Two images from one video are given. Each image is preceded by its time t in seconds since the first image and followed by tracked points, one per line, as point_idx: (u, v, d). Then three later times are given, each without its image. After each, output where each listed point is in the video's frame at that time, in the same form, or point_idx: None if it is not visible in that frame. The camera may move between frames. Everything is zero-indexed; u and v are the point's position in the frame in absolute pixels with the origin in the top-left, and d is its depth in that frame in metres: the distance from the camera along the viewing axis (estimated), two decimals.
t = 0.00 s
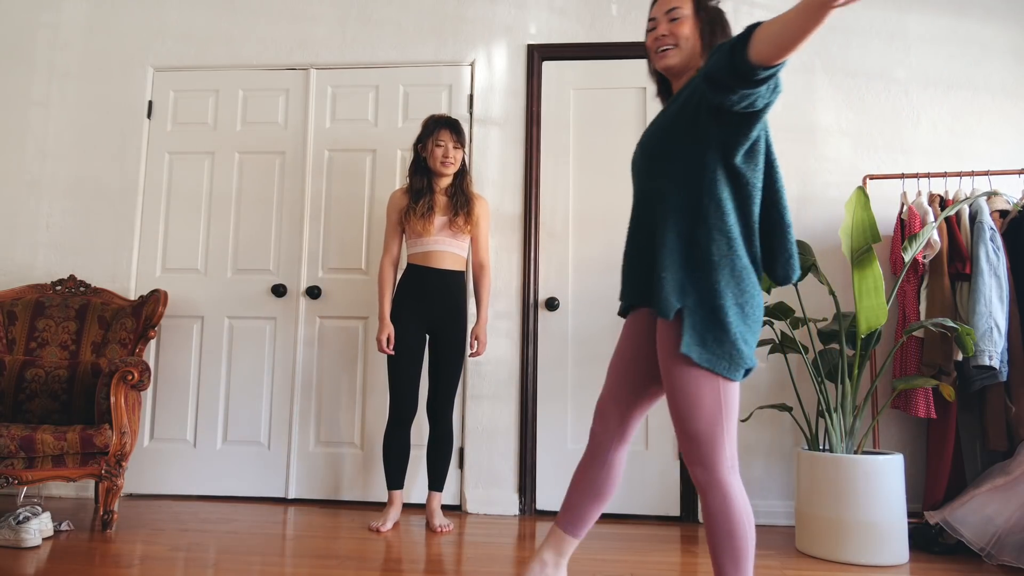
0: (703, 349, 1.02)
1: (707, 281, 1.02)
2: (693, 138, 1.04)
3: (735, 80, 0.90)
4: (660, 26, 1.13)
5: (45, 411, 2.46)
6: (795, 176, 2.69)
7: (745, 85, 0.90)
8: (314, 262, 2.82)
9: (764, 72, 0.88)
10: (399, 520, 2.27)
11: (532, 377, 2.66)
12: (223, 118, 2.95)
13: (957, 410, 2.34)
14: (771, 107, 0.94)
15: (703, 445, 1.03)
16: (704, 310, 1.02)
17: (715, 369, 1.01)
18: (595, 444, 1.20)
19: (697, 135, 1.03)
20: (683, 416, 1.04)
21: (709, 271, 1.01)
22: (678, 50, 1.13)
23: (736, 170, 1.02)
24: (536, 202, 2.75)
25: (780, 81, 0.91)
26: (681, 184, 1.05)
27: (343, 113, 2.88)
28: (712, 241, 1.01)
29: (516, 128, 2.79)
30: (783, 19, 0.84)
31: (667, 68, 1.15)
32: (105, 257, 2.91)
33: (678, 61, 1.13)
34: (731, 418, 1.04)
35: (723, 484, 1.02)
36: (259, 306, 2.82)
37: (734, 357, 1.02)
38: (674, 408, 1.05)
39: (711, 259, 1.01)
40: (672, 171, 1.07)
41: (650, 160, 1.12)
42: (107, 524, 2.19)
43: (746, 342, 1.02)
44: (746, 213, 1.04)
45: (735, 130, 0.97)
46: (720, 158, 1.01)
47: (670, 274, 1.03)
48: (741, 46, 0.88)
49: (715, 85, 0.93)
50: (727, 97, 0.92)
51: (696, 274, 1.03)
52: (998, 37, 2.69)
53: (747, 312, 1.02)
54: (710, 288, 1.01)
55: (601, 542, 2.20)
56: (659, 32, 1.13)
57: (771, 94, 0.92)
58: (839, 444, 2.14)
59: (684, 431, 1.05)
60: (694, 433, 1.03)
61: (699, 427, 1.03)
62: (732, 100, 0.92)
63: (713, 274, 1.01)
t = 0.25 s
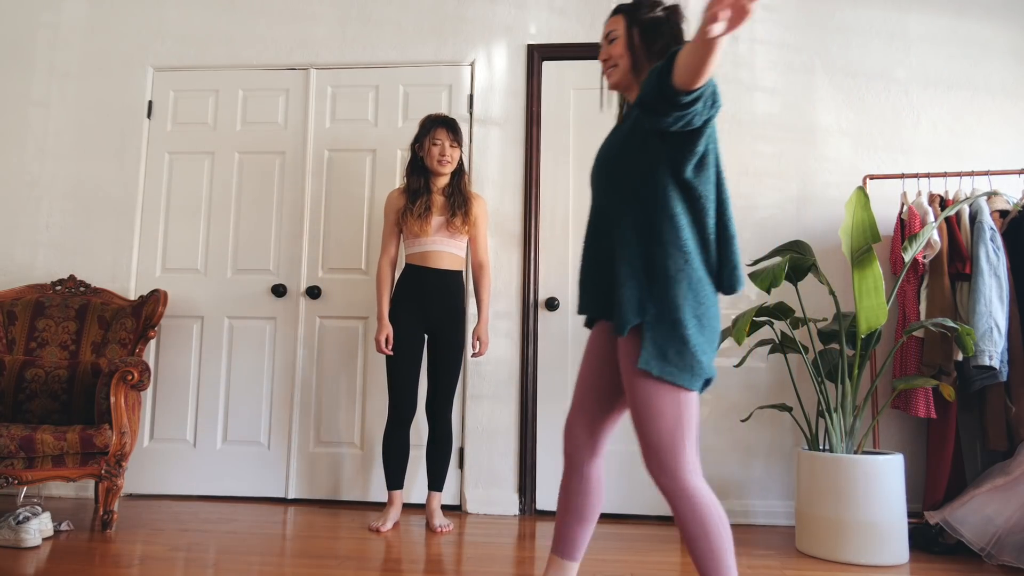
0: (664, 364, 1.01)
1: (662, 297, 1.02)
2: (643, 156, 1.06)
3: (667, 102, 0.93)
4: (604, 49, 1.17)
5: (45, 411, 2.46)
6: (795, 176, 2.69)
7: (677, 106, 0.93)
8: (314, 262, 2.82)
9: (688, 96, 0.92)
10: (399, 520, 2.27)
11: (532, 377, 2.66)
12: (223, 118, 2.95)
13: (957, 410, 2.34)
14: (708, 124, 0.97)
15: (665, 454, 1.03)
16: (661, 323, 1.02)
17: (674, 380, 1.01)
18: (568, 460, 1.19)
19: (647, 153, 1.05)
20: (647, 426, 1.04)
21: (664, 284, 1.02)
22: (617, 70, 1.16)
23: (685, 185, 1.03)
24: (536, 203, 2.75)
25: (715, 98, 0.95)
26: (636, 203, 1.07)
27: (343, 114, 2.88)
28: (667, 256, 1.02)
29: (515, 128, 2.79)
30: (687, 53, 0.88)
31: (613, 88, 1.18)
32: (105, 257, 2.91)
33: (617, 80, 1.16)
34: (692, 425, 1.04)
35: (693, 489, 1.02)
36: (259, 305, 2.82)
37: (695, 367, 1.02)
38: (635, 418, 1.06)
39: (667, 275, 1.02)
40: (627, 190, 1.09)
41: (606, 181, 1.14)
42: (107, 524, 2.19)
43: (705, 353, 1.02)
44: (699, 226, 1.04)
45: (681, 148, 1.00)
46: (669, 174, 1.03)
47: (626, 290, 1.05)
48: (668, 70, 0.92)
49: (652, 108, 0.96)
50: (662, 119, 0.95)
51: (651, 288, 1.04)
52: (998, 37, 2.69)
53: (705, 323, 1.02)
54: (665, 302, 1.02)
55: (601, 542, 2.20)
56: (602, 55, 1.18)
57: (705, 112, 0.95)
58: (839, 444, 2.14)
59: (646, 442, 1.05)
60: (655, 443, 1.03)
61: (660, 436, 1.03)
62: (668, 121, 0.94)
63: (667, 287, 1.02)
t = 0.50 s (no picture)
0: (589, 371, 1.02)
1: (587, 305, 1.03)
2: (577, 166, 1.07)
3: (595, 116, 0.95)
4: (566, 51, 1.18)
5: (45, 411, 2.46)
6: (795, 176, 2.69)
7: (604, 119, 0.95)
8: (315, 261, 2.82)
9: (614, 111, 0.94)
10: (399, 520, 2.27)
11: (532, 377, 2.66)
12: (222, 118, 2.94)
13: (957, 410, 2.34)
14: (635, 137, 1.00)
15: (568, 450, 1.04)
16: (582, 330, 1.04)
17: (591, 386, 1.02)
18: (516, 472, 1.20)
19: (580, 164, 1.07)
20: (549, 423, 1.05)
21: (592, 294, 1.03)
22: (569, 73, 1.16)
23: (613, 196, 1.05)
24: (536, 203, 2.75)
25: (639, 113, 0.98)
26: (567, 211, 1.09)
27: (343, 114, 2.88)
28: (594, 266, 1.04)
29: (516, 128, 2.79)
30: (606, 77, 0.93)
31: (565, 90, 1.19)
32: (106, 257, 2.91)
33: (567, 83, 1.16)
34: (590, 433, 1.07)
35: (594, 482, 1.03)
36: (260, 305, 2.82)
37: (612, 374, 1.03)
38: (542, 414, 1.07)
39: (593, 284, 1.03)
40: (560, 197, 1.10)
41: (546, 188, 1.16)
42: (107, 524, 2.19)
43: (628, 358, 1.04)
44: (626, 237, 1.06)
45: (609, 161, 1.02)
46: (597, 186, 1.05)
47: (552, 296, 1.06)
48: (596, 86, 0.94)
49: (583, 121, 0.97)
50: (591, 132, 0.97)
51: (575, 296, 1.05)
52: (998, 37, 2.69)
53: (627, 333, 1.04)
54: (586, 310, 1.03)
55: (602, 542, 2.20)
56: (563, 57, 1.18)
57: (631, 126, 0.98)
58: (839, 445, 2.14)
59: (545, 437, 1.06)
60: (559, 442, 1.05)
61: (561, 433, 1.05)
62: (597, 134, 0.96)
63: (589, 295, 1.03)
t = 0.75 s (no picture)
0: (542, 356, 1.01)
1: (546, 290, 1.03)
2: (550, 153, 1.07)
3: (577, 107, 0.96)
4: (536, 50, 1.17)
5: (44, 411, 2.46)
6: (795, 176, 2.69)
7: (586, 112, 0.96)
8: (315, 261, 2.82)
9: (594, 103, 0.95)
10: (399, 520, 2.27)
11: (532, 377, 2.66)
12: (223, 118, 2.95)
13: (957, 410, 2.34)
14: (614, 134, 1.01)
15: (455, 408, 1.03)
16: (529, 310, 1.03)
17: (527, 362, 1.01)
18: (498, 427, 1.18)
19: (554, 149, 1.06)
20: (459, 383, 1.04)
21: (554, 281, 1.03)
22: (542, 71, 1.16)
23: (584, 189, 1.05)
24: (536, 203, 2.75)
25: (619, 112, 0.99)
26: (535, 197, 1.08)
27: (344, 114, 2.88)
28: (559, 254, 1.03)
29: (515, 128, 2.79)
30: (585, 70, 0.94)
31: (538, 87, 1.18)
32: (106, 257, 2.91)
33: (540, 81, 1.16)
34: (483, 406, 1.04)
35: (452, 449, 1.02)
36: (260, 305, 2.82)
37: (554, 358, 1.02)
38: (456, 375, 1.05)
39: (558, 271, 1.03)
40: (530, 182, 1.10)
41: (520, 173, 1.15)
42: (107, 524, 2.20)
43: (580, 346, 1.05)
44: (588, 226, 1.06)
45: (582, 152, 1.02)
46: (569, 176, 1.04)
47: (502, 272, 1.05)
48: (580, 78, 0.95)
49: (564, 111, 0.98)
50: (572, 123, 0.97)
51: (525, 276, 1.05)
52: (997, 37, 2.69)
53: (577, 323, 1.03)
54: (540, 291, 1.03)
55: (602, 542, 2.20)
56: (533, 55, 1.17)
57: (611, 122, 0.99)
58: (839, 445, 2.14)
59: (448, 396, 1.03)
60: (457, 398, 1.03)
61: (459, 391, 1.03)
62: (577, 126, 0.97)
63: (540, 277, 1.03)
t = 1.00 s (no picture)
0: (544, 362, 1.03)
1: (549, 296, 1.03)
2: (553, 158, 1.06)
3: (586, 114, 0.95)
4: (520, 58, 1.17)
5: (45, 411, 2.46)
6: (795, 176, 2.69)
7: (595, 121, 0.95)
8: (315, 261, 2.82)
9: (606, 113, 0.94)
10: (399, 520, 2.27)
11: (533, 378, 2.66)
12: (223, 118, 2.94)
13: (957, 410, 2.34)
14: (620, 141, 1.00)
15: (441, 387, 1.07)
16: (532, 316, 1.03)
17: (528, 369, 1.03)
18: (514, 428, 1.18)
19: (558, 155, 1.05)
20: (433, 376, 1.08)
21: (557, 285, 1.03)
22: (532, 81, 1.16)
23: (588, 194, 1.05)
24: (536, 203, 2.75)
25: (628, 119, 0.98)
26: (537, 199, 1.07)
27: (344, 114, 2.88)
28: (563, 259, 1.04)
29: (516, 128, 2.79)
30: (608, 75, 0.91)
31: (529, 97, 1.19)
32: (106, 257, 2.91)
33: (533, 91, 1.17)
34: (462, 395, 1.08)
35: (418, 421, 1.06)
36: (260, 306, 2.82)
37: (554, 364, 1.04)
38: (434, 370, 1.09)
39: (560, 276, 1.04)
40: (533, 183, 1.09)
41: (522, 172, 1.14)
42: (107, 524, 2.20)
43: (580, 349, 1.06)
44: (590, 233, 1.06)
45: (586, 159, 1.01)
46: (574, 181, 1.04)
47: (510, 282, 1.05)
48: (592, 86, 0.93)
49: (574, 117, 0.97)
50: (579, 130, 0.97)
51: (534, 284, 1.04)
52: (997, 37, 2.69)
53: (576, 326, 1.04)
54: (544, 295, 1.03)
55: (602, 542, 2.20)
56: (517, 64, 1.17)
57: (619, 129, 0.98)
58: (839, 445, 2.14)
59: (422, 391, 1.06)
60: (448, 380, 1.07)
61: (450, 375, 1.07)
62: (585, 133, 0.96)
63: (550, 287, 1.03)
